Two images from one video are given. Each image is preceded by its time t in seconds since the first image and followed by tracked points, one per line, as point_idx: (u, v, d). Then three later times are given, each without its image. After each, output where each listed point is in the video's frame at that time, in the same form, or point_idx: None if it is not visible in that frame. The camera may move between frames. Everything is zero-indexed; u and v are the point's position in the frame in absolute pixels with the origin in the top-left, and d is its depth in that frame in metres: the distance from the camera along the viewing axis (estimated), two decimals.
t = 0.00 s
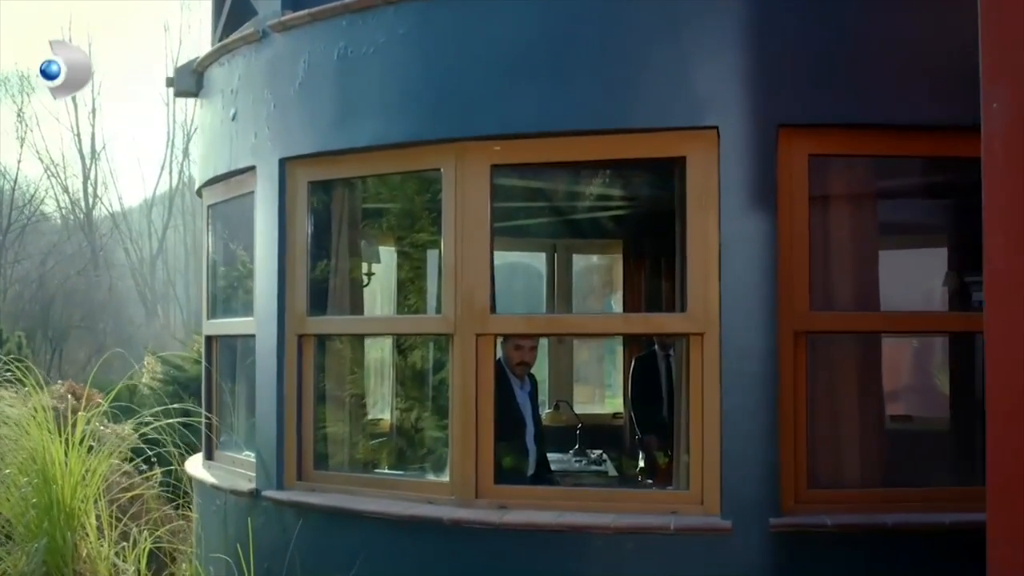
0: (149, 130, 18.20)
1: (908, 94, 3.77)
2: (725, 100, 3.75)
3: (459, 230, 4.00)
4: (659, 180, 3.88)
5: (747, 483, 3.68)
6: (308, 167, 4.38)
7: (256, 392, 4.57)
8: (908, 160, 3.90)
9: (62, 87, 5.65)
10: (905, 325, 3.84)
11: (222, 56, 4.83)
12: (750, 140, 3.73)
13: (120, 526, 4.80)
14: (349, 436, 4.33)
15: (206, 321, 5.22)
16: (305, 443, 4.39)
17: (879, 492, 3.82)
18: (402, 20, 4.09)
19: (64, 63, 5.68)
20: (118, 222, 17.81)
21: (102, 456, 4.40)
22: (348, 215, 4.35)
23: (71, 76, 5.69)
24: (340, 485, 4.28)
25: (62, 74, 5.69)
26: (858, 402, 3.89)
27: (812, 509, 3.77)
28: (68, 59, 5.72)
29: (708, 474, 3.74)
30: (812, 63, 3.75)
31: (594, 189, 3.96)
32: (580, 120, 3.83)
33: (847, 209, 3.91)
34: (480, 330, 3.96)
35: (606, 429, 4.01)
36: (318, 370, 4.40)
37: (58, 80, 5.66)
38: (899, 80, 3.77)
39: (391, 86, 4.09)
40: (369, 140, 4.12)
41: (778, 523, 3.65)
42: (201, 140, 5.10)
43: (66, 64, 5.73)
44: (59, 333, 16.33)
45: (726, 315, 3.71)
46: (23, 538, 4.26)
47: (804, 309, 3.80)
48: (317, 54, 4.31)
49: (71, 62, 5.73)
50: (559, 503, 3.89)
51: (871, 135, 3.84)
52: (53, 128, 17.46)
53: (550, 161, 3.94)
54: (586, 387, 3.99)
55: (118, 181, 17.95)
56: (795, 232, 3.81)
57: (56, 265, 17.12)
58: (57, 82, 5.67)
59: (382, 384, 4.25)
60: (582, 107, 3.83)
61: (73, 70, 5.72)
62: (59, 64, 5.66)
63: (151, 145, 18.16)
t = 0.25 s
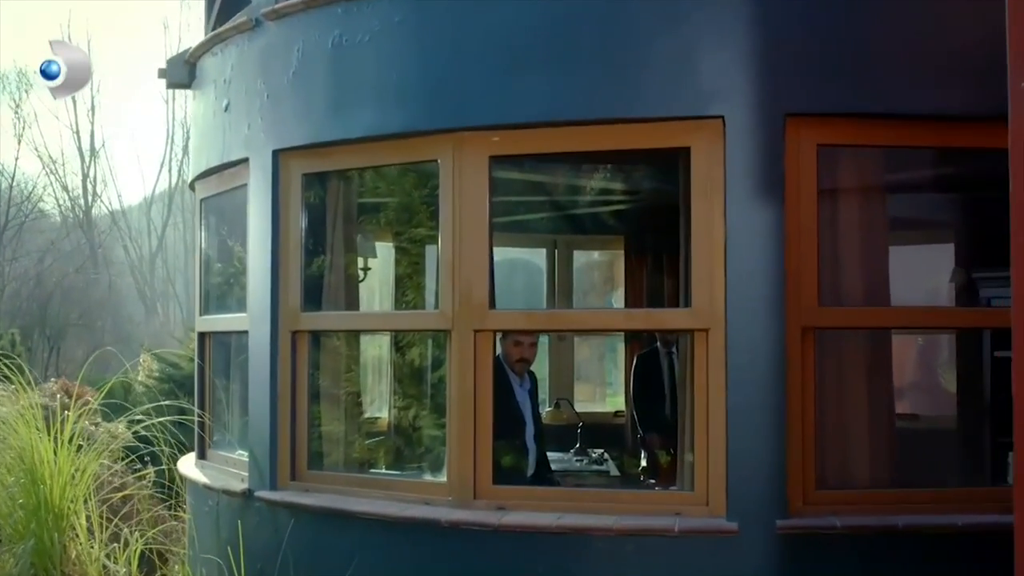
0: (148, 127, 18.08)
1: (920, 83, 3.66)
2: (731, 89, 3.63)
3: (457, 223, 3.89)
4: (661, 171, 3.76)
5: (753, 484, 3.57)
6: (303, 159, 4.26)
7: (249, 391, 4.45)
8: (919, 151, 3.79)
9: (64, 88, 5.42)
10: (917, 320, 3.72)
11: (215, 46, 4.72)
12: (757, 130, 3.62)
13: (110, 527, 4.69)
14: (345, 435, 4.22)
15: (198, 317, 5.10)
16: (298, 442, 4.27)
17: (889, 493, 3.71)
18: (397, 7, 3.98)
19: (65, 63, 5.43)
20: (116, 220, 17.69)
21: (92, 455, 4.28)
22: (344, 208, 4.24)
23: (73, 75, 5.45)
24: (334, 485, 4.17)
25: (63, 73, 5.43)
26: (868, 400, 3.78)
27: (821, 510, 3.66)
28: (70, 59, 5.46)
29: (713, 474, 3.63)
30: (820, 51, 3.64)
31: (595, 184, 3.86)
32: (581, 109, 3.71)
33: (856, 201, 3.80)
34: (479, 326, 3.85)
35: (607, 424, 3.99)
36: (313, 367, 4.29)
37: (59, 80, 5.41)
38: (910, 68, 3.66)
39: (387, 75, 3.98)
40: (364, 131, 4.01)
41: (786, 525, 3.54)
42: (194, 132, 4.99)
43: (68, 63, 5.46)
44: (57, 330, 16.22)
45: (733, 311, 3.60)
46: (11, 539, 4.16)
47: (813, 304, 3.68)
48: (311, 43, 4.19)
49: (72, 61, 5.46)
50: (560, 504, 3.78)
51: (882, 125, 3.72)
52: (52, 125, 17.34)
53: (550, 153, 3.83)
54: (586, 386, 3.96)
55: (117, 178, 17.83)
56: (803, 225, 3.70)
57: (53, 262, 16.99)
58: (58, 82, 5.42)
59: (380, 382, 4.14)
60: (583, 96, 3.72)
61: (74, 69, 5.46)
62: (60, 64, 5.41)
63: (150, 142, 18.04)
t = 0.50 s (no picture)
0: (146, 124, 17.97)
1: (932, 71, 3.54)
2: (736, 77, 3.52)
3: (454, 216, 3.77)
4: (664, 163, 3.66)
5: (760, 484, 3.46)
6: (295, 150, 4.15)
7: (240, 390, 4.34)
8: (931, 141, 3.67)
9: (64, 87, 5.25)
10: (929, 316, 3.61)
11: (206, 36, 4.61)
12: (763, 119, 3.51)
13: (100, 529, 4.58)
14: (340, 434, 4.11)
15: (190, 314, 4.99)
16: (291, 442, 4.16)
17: (901, 494, 3.60)
18: None
19: (66, 62, 5.26)
20: (114, 218, 17.58)
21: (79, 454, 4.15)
22: (338, 202, 4.14)
23: (74, 74, 5.27)
24: (327, 486, 4.05)
25: (63, 74, 5.26)
26: (879, 398, 3.67)
27: (830, 512, 3.55)
28: (70, 60, 5.26)
29: (718, 475, 3.51)
30: (828, 38, 3.52)
31: (596, 178, 3.80)
32: (581, 98, 3.60)
33: (865, 193, 3.69)
34: (475, 322, 3.73)
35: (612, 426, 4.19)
36: (305, 365, 4.18)
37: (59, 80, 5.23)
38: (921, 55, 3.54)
39: (381, 64, 3.87)
40: (358, 122, 3.90)
41: (794, 527, 3.43)
42: (185, 125, 4.87)
43: (69, 64, 5.27)
44: (53, 328, 16.08)
45: (738, 306, 3.49)
46: None
47: (821, 299, 3.56)
48: (304, 31, 4.08)
49: (72, 62, 5.27)
50: (560, 505, 3.67)
51: (892, 114, 3.61)
52: (50, 123, 17.23)
53: (549, 144, 3.72)
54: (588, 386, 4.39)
55: (115, 176, 17.72)
56: (811, 218, 3.58)
57: (50, 261, 16.87)
58: (58, 82, 5.25)
59: (377, 381, 4.03)
60: (583, 85, 3.60)
61: (75, 70, 5.29)
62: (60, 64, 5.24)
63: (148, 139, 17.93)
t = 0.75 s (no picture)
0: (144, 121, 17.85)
1: (944, 59, 3.43)
2: (741, 65, 3.41)
3: (450, 209, 3.67)
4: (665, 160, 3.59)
5: (766, 485, 3.35)
6: (287, 142, 4.04)
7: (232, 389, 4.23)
8: (943, 132, 3.56)
9: (65, 86, 5.05)
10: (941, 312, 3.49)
11: (197, 25, 4.49)
12: (769, 109, 3.40)
13: (89, 531, 4.46)
14: (335, 433, 4.00)
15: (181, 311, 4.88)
16: (283, 441, 4.05)
17: (912, 496, 3.49)
18: None
19: (66, 60, 5.06)
20: (111, 215, 17.45)
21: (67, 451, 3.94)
22: (332, 195, 4.02)
23: (74, 75, 5.06)
24: (320, 487, 3.94)
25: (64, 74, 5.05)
26: (888, 396, 3.56)
27: (838, 514, 3.44)
28: (70, 59, 5.06)
29: (723, 475, 3.40)
30: (837, 24, 3.41)
31: (597, 172, 3.71)
32: (581, 87, 3.49)
33: (874, 185, 3.58)
34: (472, 318, 3.62)
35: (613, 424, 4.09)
36: (298, 362, 4.06)
37: (60, 80, 5.02)
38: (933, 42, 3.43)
39: (375, 52, 3.75)
40: (352, 112, 3.78)
41: (801, 530, 3.32)
42: (176, 117, 4.76)
43: (69, 64, 5.06)
44: (51, 327, 15.96)
45: (743, 301, 3.38)
46: None
47: (829, 294, 3.45)
48: (297, 19, 3.97)
49: (74, 61, 5.06)
50: (559, 507, 3.56)
51: (902, 104, 3.50)
52: (47, 120, 17.10)
53: (548, 135, 3.61)
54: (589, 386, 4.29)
55: (112, 173, 17.60)
56: (819, 210, 3.47)
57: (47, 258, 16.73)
58: (61, 82, 5.05)
59: (373, 379, 3.92)
60: (583, 73, 3.49)
61: (75, 69, 5.08)
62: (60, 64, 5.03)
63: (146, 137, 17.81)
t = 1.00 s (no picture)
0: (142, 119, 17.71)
1: (960, 45, 3.30)
2: (749, 51, 3.28)
3: (445, 201, 3.54)
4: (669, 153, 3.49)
5: (775, 488, 3.22)
6: (279, 132, 3.91)
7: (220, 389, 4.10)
8: (958, 121, 3.43)
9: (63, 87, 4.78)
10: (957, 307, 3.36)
11: (187, 13, 4.36)
12: (778, 96, 3.27)
13: (76, 534, 4.33)
14: (330, 433, 3.88)
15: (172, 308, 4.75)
16: (275, 442, 3.91)
17: (926, 498, 3.36)
18: None
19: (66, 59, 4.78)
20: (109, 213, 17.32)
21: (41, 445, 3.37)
22: (325, 188, 3.92)
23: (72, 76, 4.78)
24: (313, 489, 3.81)
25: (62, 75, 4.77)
26: (902, 395, 3.43)
27: (850, 518, 3.31)
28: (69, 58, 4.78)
29: (729, 477, 3.27)
30: (849, 9, 3.28)
31: (597, 167, 3.66)
32: (583, 74, 3.36)
33: (887, 177, 3.45)
34: (469, 315, 3.49)
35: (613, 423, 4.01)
36: (289, 359, 3.93)
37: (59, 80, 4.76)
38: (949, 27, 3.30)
39: (370, 39, 3.62)
40: (346, 100, 3.66)
41: (812, 535, 3.19)
42: (166, 108, 4.63)
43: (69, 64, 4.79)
44: (47, 325, 15.81)
45: (752, 296, 3.25)
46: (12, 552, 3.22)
47: (841, 289, 3.33)
48: (289, 5, 3.84)
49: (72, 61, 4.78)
50: (559, 510, 3.43)
51: (916, 91, 3.37)
52: (45, 117, 16.96)
53: (548, 124, 3.49)
54: (589, 383, 4.21)
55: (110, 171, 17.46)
56: (830, 202, 3.34)
57: (44, 256, 16.59)
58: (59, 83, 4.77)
59: (370, 378, 3.80)
60: (585, 60, 3.37)
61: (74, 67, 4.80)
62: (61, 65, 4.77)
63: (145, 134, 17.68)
